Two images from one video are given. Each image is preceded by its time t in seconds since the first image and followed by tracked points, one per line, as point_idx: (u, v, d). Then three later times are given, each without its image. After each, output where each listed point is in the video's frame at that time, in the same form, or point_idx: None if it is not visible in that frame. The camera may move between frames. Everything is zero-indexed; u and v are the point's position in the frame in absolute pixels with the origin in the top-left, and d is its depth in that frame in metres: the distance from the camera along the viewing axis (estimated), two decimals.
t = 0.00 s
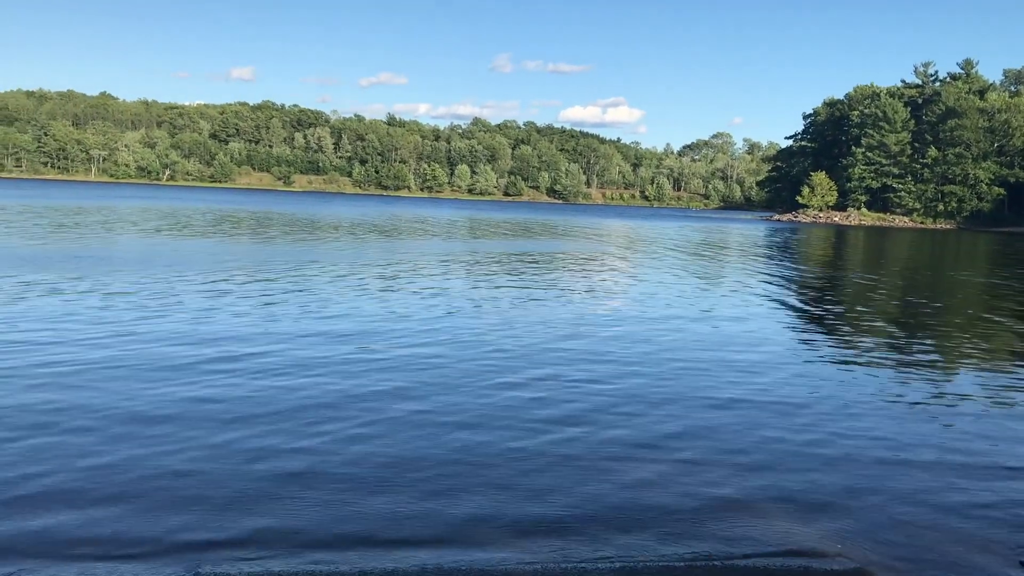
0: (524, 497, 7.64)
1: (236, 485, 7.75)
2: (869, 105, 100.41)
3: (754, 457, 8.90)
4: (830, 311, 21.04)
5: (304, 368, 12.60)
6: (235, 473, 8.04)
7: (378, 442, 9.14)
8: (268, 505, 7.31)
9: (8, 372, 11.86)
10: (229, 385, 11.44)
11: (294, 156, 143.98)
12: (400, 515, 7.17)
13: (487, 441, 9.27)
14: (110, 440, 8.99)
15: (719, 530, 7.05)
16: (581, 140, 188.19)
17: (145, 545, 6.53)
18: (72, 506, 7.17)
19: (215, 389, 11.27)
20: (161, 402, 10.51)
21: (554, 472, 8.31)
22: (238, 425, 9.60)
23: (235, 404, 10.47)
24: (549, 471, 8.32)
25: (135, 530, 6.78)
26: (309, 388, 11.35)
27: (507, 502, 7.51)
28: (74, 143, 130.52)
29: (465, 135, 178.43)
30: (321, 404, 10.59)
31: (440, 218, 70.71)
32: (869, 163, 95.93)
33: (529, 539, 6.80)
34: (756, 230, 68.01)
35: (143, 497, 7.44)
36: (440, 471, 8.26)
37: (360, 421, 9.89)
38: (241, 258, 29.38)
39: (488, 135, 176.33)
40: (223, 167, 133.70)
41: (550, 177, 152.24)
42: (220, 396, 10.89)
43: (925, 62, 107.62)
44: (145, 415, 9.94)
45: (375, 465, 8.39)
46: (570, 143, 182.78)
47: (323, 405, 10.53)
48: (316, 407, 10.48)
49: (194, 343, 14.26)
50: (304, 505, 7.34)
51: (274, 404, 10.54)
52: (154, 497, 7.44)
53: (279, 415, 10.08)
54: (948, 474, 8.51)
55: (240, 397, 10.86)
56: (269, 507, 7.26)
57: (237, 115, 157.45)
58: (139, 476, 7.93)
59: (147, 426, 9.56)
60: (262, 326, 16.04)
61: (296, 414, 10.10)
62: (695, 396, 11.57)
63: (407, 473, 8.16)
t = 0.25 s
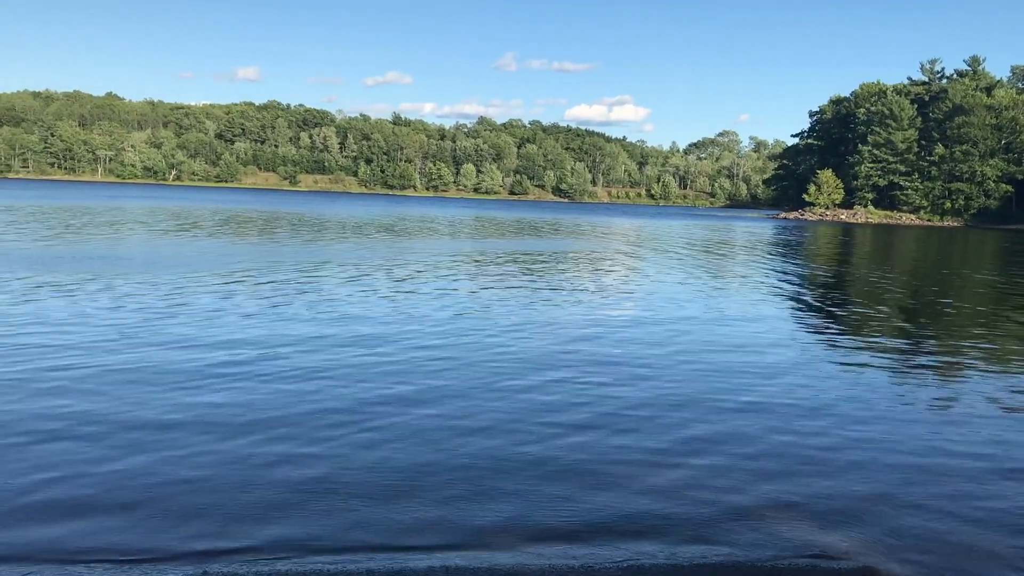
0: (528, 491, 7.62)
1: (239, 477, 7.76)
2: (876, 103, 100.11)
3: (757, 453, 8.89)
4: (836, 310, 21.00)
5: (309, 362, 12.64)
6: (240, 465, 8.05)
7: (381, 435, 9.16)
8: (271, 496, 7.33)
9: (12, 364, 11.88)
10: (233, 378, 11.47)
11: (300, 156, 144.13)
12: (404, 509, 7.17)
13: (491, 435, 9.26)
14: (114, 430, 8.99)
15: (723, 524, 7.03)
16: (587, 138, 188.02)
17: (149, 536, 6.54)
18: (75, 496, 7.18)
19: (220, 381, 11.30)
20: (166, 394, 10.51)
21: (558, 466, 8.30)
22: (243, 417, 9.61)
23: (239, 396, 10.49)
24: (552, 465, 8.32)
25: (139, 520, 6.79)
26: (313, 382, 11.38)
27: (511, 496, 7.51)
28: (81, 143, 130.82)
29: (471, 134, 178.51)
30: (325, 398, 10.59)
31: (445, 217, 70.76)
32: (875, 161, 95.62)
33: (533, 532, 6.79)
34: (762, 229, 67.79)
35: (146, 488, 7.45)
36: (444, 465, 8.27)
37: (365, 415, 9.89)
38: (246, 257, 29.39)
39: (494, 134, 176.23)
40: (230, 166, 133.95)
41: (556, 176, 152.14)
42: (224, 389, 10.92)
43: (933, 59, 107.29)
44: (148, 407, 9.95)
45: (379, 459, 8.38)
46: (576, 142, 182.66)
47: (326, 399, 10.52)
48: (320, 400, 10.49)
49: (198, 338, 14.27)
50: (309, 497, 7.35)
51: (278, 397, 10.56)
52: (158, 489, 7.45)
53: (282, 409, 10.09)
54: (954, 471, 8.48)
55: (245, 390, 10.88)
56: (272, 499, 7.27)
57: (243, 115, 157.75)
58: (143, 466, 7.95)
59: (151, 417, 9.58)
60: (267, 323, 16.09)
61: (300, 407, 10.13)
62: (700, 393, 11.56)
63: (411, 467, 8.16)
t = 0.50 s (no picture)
0: (538, 489, 7.62)
1: (249, 476, 7.77)
2: (880, 96, 99.84)
3: (766, 448, 8.89)
4: (842, 303, 20.97)
5: (316, 363, 12.64)
6: (249, 465, 8.05)
7: (390, 434, 9.16)
8: (281, 496, 7.33)
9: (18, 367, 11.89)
10: (241, 379, 11.47)
11: (303, 155, 144.13)
12: (414, 507, 7.17)
13: (499, 434, 9.24)
14: (120, 431, 8.99)
15: (733, 520, 7.02)
16: (590, 134, 187.84)
17: (158, 537, 6.54)
18: (83, 498, 7.18)
19: (228, 382, 11.31)
20: (174, 395, 10.52)
21: (567, 464, 8.29)
22: (252, 418, 9.61)
23: (247, 397, 10.50)
24: (561, 462, 8.32)
25: (148, 520, 6.80)
26: (321, 382, 11.39)
27: (521, 494, 7.50)
28: (85, 144, 131.13)
29: (474, 132, 178.45)
30: (332, 397, 10.61)
31: (449, 215, 70.80)
32: (880, 155, 95.35)
33: (543, 530, 6.79)
34: (767, 224, 67.75)
35: (154, 488, 7.44)
36: (453, 462, 8.27)
37: (373, 414, 9.91)
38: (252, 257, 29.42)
39: (497, 131, 176.24)
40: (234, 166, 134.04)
41: (560, 172, 152.03)
42: (232, 389, 10.93)
43: (936, 51, 107.01)
44: (155, 408, 9.95)
45: (387, 459, 8.37)
46: (580, 139, 182.50)
47: (334, 399, 10.53)
48: (328, 400, 10.49)
49: (203, 339, 14.26)
50: (319, 497, 7.36)
51: (287, 397, 10.57)
52: (167, 489, 7.45)
53: (290, 408, 10.10)
54: (964, 465, 8.46)
55: (253, 390, 10.90)
56: (283, 499, 7.28)
57: (246, 115, 157.86)
58: (153, 466, 7.96)
59: (160, 417, 9.60)
60: (274, 323, 16.11)
61: (309, 406, 10.13)
62: (708, 389, 11.55)
63: (418, 465, 8.14)
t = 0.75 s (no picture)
0: (546, 490, 7.63)
1: (258, 481, 7.79)
2: (883, 87, 99.60)
3: (773, 446, 8.89)
4: (846, 297, 20.94)
5: (322, 365, 12.65)
6: (257, 469, 8.07)
7: (397, 437, 9.17)
8: (289, 500, 7.33)
9: (25, 371, 11.92)
10: (247, 382, 11.48)
11: (306, 153, 144.05)
12: (423, 508, 7.19)
13: (505, 435, 9.25)
14: (129, 437, 9.04)
15: (741, 518, 7.03)
16: (593, 129, 187.64)
17: (166, 540, 6.54)
18: (91, 504, 7.22)
19: (234, 385, 11.33)
20: (180, 399, 10.52)
21: (575, 465, 8.29)
22: (259, 421, 9.63)
23: (254, 401, 10.51)
24: (568, 463, 8.34)
25: (157, 524, 6.81)
26: (327, 384, 11.40)
27: (528, 495, 7.51)
28: (88, 146, 131.37)
29: (476, 128, 178.34)
30: (339, 399, 10.62)
31: (452, 212, 70.75)
32: (884, 146, 95.08)
33: (552, 530, 6.79)
34: (772, 217, 67.62)
35: (163, 493, 7.46)
36: (461, 464, 8.29)
37: (380, 416, 9.92)
38: (255, 257, 29.40)
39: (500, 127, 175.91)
40: (237, 166, 134.06)
41: (563, 168, 151.92)
42: (239, 392, 10.94)
43: (939, 42, 106.72)
44: (162, 413, 9.96)
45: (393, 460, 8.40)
46: (583, 133, 182.33)
47: (341, 402, 10.55)
48: (334, 402, 10.51)
49: (207, 342, 14.29)
50: (327, 500, 7.37)
51: (293, 400, 10.58)
52: (176, 494, 7.46)
53: (296, 410, 10.12)
54: (971, 460, 8.46)
55: (259, 393, 10.91)
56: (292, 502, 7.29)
57: (249, 115, 157.87)
58: (162, 473, 7.96)
59: (167, 422, 9.61)
60: (279, 323, 16.13)
61: (315, 409, 10.15)
62: (714, 387, 11.54)
63: (425, 468, 8.15)
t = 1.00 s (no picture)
0: (565, 486, 7.62)
1: (277, 480, 7.81)
2: (897, 80, 99.01)
3: (791, 440, 8.87)
4: (863, 291, 20.86)
5: (338, 361, 12.67)
6: (276, 468, 8.10)
7: (415, 433, 9.19)
8: (309, 499, 7.36)
9: (44, 371, 12.02)
10: (264, 379, 11.53)
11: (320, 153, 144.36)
12: (442, 506, 7.20)
13: (522, 429, 9.26)
14: (149, 435, 9.11)
15: (760, 514, 7.01)
16: (605, 126, 187.39)
17: (185, 542, 6.58)
18: (111, 506, 7.27)
19: (252, 382, 11.36)
20: (198, 398, 10.57)
21: (593, 460, 8.28)
22: (277, 420, 9.65)
23: (271, 398, 10.54)
24: (586, 459, 8.32)
25: (178, 527, 6.83)
26: (344, 380, 11.43)
27: (547, 491, 7.51)
28: (104, 148, 132.27)
29: (489, 126, 178.39)
30: (356, 395, 10.64)
31: (466, 210, 70.83)
32: (899, 139, 94.53)
33: (570, 527, 6.79)
34: (786, 211, 67.37)
35: (182, 493, 7.51)
36: (479, 461, 8.29)
37: (397, 412, 9.94)
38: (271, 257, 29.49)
39: (512, 124, 175.92)
40: (251, 166, 134.55)
41: (576, 164, 151.75)
42: (256, 390, 10.97)
43: (954, 33, 105.99)
44: (181, 411, 10.00)
45: (411, 457, 8.41)
46: (595, 130, 182.08)
47: (359, 398, 10.56)
48: (352, 399, 10.52)
49: (224, 339, 14.36)
50: (347, 498, 7.39)
51: (310, 397, 10.61)
52: (196, 494, 7.50)
53: (314, 408, 10.14)
54: (991, 453, 8.42)
55: (277, 390, 10.94)
56: (312, 502, 7.31)
57: (262, 115, 158.43)
58: (181, 473, 7.99)
59: (185, 421, 9.65)
60: (295, 321, 16.18)
61: (333, 407, 10.18)
62: (731, 380, 11.51)
63: (442, 463, 8.17)
